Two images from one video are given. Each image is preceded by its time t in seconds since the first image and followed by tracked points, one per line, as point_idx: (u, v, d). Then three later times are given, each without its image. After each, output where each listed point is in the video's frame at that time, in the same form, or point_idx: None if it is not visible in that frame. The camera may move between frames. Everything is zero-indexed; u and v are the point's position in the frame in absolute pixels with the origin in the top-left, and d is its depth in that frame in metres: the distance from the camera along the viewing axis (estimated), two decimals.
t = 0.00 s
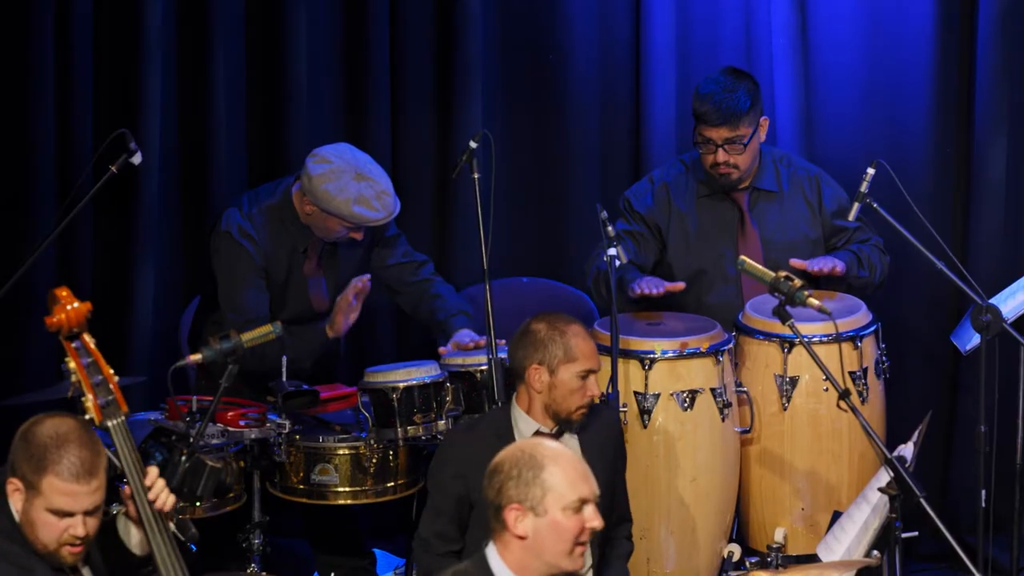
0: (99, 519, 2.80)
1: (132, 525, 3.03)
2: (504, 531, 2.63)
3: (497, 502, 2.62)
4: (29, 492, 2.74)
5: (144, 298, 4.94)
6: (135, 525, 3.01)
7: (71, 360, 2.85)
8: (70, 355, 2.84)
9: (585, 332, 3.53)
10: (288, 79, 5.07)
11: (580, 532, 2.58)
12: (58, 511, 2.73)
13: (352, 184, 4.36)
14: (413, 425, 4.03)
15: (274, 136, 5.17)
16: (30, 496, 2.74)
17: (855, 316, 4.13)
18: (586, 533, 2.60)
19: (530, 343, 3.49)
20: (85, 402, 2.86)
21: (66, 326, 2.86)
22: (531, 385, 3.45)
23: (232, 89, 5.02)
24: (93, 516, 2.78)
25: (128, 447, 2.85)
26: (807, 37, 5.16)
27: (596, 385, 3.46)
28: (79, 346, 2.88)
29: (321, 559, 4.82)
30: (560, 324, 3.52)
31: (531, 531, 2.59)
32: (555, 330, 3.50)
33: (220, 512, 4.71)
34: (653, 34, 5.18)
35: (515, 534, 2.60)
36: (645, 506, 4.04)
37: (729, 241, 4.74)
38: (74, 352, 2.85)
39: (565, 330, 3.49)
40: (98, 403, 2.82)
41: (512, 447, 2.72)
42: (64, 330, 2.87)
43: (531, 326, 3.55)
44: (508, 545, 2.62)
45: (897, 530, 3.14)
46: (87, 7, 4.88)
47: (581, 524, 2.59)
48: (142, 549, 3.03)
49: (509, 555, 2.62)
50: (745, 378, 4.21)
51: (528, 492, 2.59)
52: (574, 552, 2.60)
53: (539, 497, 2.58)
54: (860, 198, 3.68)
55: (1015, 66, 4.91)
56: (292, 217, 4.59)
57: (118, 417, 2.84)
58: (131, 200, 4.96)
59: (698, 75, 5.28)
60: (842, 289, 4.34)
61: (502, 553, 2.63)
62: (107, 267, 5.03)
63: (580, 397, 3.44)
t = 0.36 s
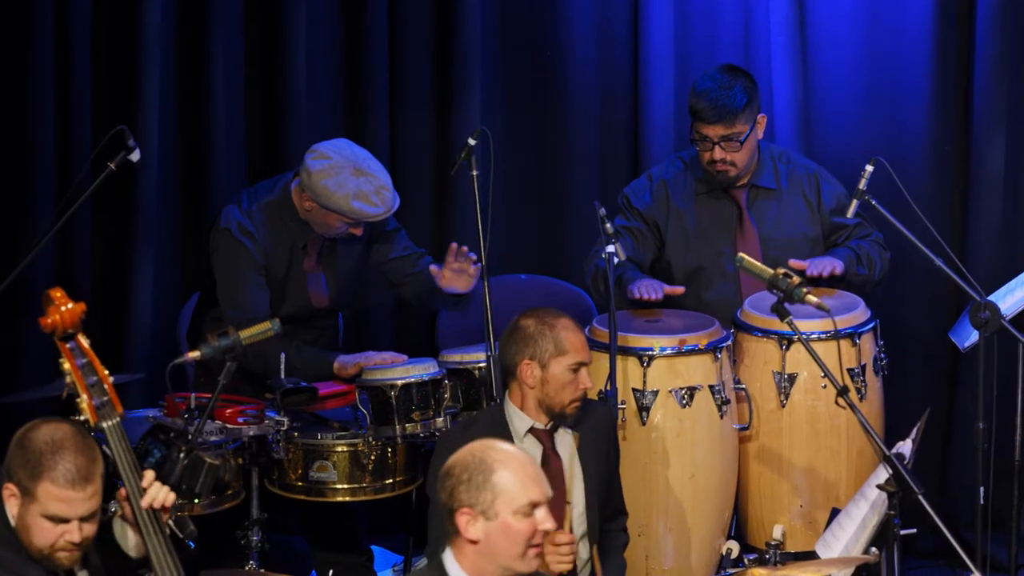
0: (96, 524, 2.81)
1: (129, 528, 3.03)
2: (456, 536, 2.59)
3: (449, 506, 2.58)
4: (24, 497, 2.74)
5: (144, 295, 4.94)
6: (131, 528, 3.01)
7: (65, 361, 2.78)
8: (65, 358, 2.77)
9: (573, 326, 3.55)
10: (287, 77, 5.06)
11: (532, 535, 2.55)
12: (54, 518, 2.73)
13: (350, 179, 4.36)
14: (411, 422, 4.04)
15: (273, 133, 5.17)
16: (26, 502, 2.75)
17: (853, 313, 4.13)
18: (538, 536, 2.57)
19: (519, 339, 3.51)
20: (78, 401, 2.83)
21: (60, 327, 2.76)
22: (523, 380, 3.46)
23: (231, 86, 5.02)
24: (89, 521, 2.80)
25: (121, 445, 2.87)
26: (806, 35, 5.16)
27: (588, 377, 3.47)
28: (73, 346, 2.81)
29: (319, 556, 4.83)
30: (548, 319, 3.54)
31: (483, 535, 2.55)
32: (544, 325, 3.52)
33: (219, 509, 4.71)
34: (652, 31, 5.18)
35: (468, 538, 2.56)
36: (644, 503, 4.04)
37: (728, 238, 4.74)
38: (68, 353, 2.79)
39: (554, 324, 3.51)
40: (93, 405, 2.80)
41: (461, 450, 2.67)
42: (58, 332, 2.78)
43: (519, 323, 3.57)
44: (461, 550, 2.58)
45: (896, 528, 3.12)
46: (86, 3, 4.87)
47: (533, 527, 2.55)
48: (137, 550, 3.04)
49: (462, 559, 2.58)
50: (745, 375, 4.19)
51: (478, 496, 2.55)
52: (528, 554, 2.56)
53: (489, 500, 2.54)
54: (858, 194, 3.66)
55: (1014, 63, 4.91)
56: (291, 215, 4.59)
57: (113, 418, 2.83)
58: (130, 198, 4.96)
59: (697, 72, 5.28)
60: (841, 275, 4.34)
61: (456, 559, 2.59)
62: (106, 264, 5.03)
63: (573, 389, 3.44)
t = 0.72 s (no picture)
0: (91, 536, 2.73)
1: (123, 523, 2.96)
2: (418, 542, 2.59)
3: (410, 512, 2.57)
4: (17, 509, 2.68)
5: (143, 288, 4.94)
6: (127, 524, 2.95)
7: (63, 359, 2.72)
8: (63, 355, 2.71)
9: (572, 324, 3.51)
10: (286, 71, 5.06)
11: (493, 541, 2.54)
12: (46, 530, 2.67)
13: (348, 171, 4.36)
14: (410, 416, 4.04)
15: (272, 127, 5.16)
16: (18, 513, 2.68)
17: (852, 307, 4.13)
18: (500, 540, 2.56)
19: (516, 337, 3.49)
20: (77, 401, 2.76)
21: (58, 325, 2.73)
22: (519, 379, 3.45)
23: (230, 80, 5.01)
24: (83, 534, 2.72)
25: (122, 449, 2.79)
26: (806, 29, 5.16)
27: (585, 376, 3.44)
28: (71, 344, 2.76)
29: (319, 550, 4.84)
30: (546, 317, 3.51)
31: (443, 541, 2.54)
32: (541, 324, 3.49)
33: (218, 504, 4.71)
34: (651, 25, 5.18)
35: (429, 545, 2.56)
36: (643, 497, 4.04)
37: (727, 231, 4.73)
38: (66, 350, 2.73)
39: (552, 323, 3.48)
40: (92, 402, 2.73)
41: (419, 455, 2.65)
42: (57, 329, 2.74)
43: (518, 320, 3.54)
44: (424, 556, 2.58)
45: (895, 521, 3.11)
46: None
47: (494, 532, 2.55)
48: (134, 547, 2.99)
49: (425, 564, 2.58)
50: (743, 368, 4.20)
51: (437, 504, 2.54)
52: (491, 557, 2.56)
53: (448, 508, 2.53)
54: (858, 188, 3.66)
55: (1012, 57, 4.91)
56: (291, 209, 4.59)
57: (112, 416, 2.76)
58: (130, 191, 4.95)
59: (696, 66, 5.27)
60: (840, 284, 4.32)
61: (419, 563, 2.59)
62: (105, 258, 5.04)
63: (569, 389, 3.42)
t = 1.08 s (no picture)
0: (67, 553, 2.73)
1: (115, 509, 2.91)
2: (394, 547, 2.58)
3: (385, 518, 2.56)
4: None
5: (140, 279, 4.93)
6: (118, 510, 2.89)
7: (60, 352, 2.73)
8: (60, 348, 2.72)
9: (572, 358, 3.34)
10: (283, 62, 5.05)
11: (469, 547, 2.53)
12: (22, 550, 2.65)
13: (344, 162, 4.35)
14: (408, 406, 4.05)
15: (270, 117, 5.15)
16: None
17: (850, 297, 4.13)
18: (476, 546, 2.55)
19: (519, 347, 3.40)
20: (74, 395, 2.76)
21: (55, 317, 2.72)
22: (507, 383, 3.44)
23: (227, 70, 5.01)
24: (61, 550, 2.71)
25: (120, 443, 2.78)
26: (803, 18, 5.13)
27: (564, 411, 3.36)
28: (68, 337, 2.76)
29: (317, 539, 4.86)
30: (549, 344, 3.35)
31: (419, 547, 2.53)
32: (538, 351, 3.35)
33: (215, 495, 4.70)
34: (648, 15, 5.16)
35: (404, 550, 2.55)
36: (641, 488, 4.04)
37: (723, 217, 4.74)
38: (63, 344, 2.74)
39: (546, 354, 3.33)
40: (89, 396, 2.73)
41: (393, 460, 2.63)
42: (53, 323, 2.74)
43: (533, 330, 3.42)
44: (399, 560, 2.57)
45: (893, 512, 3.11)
46: None
47: (470, 538, 2.53)
48: (123, 538, 2.91)
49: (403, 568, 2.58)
50: (741, 359, 4.19)
51: (412, 511, 2.53)
52: (467, 562, 2.56)
53: (423, 515, 2.52)
54: (856, 178, 3.64)
55: (1010, 47, 4.90)
56: (288, 201, 4.58)
57: (110, 410, 2.77)
58: (128, 182, 4.94)
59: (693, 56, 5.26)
60: (838, 279, 4.26)
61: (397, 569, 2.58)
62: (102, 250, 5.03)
63: (545, 415, 3.38)
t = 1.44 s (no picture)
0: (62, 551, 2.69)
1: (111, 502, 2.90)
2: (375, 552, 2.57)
3: (365, 523, 2.55)
4: None
5: (136, 272, 4.92)
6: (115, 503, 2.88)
7: (59, 347, 2.71)
8: (58, 343, 2.70)
9: (571, 369, 3.33)
10: (279, 54, 5.04)
11: (448, 555, 2.51)
12: (19, 549, 2.61)
13: (337, 155, 4.34)
14: (404, 399, 4.05)
15: (266, 109, 5.15)
16: None
17: (846, 290, 4.13)
18: (455, 553, 2.54)
19: (516, 357, 3.39)
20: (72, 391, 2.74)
21: (54, 313, 2.70)
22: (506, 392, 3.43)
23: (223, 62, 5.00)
24: (56, 548, 2.67)
25: (118, 441, 2.77)
26: (799, 9, 5.12)
27: (566, 419, 3.36)
28: (67, 332, 2.74)
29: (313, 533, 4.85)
30: (548, 355, 3.34)
31: (397, 554, 2.52)
32: (537, 364, 3.33)
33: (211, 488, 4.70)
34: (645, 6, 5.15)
35: (384, 556, 2.54)
36: (639, 481, 4.03)
37: (723, 209, 4.74)
38: (62, 338, 2.71)
39: (547, 367, 3.32)
40: (87, 391, 2.72)
41: (373, 464, 2.60)
42: (52, 317, 2.72)
43: (529, 339, 3.42)
44: (381, 564, 2.56)
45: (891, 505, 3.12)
46: None
47: (448, 546, 2.51)
48: (120, 531, 2.90)
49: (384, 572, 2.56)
50: (738, 351, 4.19)
51: (391, 519, 2.51)
52: (446, 568, 2.54)
53: (401, 523, 2.50)
54: (853, 170, 3.63)
55: (1007, 38, 4.89)
56: (283, 194, 4.57)
57: (108, 406, 2.75)
58: (124, 175, 4.93)
59: (690, 48, 5.25)
60: (834, 273, 4.28)
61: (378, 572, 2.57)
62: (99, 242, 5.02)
63: (546, 422, 3.38)
